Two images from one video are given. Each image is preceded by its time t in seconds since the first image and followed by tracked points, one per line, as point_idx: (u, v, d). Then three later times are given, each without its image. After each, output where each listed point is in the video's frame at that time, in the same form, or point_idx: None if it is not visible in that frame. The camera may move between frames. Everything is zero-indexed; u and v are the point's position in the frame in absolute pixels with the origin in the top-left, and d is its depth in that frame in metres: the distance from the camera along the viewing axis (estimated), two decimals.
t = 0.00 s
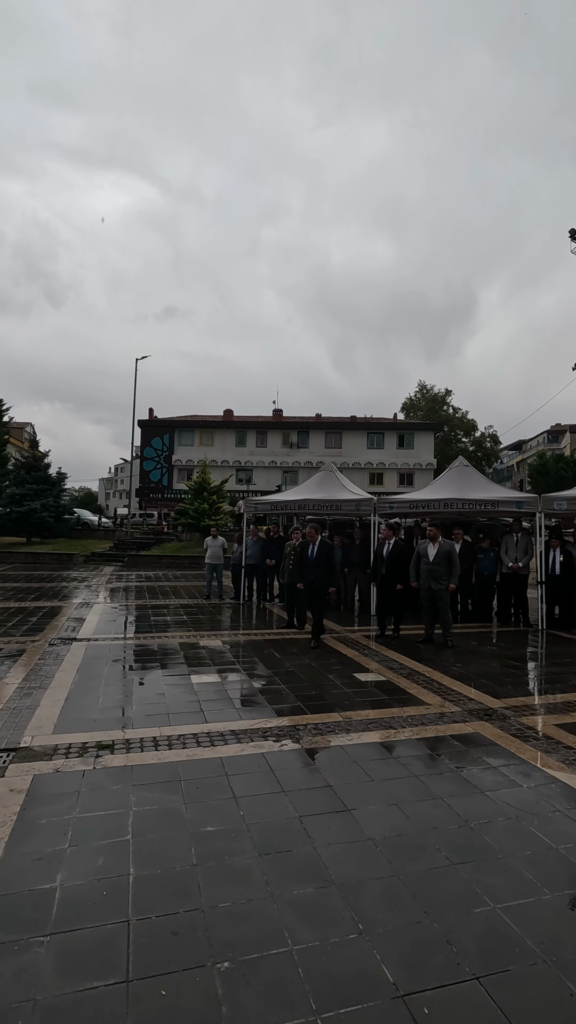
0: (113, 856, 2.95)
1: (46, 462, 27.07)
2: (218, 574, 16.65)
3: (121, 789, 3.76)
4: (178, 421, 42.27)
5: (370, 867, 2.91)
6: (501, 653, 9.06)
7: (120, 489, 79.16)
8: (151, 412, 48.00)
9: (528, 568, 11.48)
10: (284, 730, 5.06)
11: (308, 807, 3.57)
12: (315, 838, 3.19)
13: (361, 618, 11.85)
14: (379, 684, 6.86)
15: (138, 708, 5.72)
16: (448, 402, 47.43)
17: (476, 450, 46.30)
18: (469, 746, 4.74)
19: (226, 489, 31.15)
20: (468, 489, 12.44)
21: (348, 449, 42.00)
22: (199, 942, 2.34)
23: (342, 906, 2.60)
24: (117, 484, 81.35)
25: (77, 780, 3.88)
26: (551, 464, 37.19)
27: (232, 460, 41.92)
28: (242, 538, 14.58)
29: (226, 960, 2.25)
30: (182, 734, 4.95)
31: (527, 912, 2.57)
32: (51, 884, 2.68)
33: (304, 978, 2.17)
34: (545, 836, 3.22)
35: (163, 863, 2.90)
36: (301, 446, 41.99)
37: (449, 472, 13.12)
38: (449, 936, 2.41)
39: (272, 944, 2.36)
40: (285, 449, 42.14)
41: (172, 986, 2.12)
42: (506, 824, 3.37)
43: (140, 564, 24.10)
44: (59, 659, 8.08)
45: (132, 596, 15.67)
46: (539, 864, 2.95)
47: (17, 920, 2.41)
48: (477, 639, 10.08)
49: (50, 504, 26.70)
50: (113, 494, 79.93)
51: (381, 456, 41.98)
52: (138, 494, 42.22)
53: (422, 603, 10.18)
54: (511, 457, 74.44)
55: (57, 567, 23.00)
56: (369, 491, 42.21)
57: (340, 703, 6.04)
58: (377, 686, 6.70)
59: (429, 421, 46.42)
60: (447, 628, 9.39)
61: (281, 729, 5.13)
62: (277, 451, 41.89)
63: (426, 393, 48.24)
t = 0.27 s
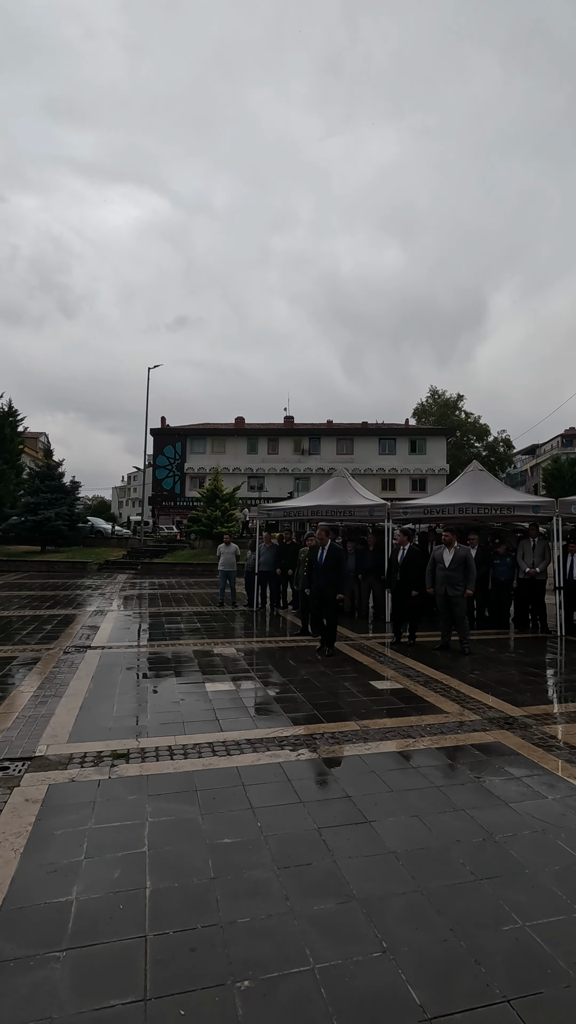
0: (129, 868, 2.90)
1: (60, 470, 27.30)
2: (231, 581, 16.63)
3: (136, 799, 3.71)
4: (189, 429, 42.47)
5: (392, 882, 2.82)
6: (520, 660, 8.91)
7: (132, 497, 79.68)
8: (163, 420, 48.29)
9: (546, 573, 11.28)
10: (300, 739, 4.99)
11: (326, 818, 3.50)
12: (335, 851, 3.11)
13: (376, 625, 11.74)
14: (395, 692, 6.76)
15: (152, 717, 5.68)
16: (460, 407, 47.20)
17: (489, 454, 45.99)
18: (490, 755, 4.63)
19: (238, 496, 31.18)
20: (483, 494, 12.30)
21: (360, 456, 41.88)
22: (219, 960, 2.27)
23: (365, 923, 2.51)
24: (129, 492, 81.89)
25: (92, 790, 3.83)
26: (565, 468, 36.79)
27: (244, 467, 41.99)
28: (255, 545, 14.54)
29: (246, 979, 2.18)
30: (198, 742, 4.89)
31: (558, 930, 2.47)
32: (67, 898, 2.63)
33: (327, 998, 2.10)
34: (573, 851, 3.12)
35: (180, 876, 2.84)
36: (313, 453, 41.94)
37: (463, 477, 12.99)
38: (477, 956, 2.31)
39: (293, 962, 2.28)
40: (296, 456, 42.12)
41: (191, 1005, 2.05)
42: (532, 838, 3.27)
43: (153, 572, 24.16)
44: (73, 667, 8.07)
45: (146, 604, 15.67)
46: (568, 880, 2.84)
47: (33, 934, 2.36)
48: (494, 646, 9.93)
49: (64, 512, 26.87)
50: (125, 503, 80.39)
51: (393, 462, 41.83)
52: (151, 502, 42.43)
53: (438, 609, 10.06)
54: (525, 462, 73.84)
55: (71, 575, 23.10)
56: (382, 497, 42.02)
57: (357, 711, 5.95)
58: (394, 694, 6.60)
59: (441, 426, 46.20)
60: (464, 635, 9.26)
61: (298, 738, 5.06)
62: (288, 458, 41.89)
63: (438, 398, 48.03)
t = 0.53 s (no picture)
0: (145, 875, 2.86)
1: (74, 477, 27.49)
2: (244, 586, 16.61)
3: (152, 805, 3.68)
4: (202, 434, 42.62)
5: (414, 892, 2.76)
6: (538, 664, 8.78)
7: (145, 503, 80.08)
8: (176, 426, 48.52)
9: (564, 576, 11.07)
10: (317, 745, 4.94)
11: (345, 825, 3.44)
12: (354, 860, 3.05)
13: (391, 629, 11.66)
14: (412, 697, 6.69)
15: (167, 722, 5.66)
16: (473, 409, 46.93)
17: (502, 456, 45.65)
18: (511, 761, 4.55)
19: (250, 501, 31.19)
20: (498, 496, 12.18)
21: (372, 459, 41.75)
22: (237, 970, 2.23)
23: (387, 934, 2.46)
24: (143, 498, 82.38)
25: (108, 795, 3.81)
26: None
27: (256, 472, 42.04)
28: (268, 549, 14.51)
29: (266, 991, 2.14)
30: (213, 748, 4.86)
31: None
32: (84, 905, 2.60)
33: (349, 1012, 2.04)
34: None
35: (197, 884, 2.80)
36: (325, 457, 41.88)
37: (478, 479, 12.88)
38: (503, 969, 2.25)
39: (314, 974, 2.23)
40: (308, 460, 42.08)
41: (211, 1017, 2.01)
42: (556, 846, 3.19)
43: (167, 577, 24.25)
44: (88, 672, 8.08)
45: (160, 609, 15.70)
46: None
47: (50, 942, 2.33)
48: (512, 649, 9.81)
49: (78, 518, 27.05)
50: (138, 509, 80.88)
51: (406, 465, 41.65)
52: (164, 507, 42.64)
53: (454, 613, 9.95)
54: (539, 463, 73.19)
55: (85, 581, 23.23)
56: (395, 500, 41.84)
57: (374, 716, 5.89)
58: (411, 698, 6.53)
59: (454, 428, 45.94)
60: (481, 638, 9.14)
61: (314, 743, 5.01)
62: (300, 462, 41.87)
63: (450, 400, 47.78)
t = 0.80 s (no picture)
0: (160, 876, 2.85)
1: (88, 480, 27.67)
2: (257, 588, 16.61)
3: (166, 806, 3.67)
4: (214, 437, 42.75)
5: (431, 896, 2.72)
6: (556, 665, 8.67)
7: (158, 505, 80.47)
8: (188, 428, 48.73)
9: None
10: (331, 746, 4.91)
11: (361, 827, 3.41)
12: (371, 862, 3.02)
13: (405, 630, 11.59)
14: (428, 698, 6.64)
15: (181, 723, 5.66)
16: (486, 409, 46.58)
17: (516, 456, 45.26)
18: (529, 763, 4.49)
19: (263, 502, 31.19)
20: (513, 495, 12.05)
21: (384, 460, 41.59)
22: (253, 974, 2.20)
23: (405, 939, 2.42)
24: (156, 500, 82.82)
25: (122, 795, 3.81)
26: None
27: (268, 474, 42.06)
28: (281, 550, 14.49)
29: (282, 994, 2.11)
30: (227, 748, 4.85)
31: None
32: (98, 906, 2.59)
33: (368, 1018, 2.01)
34: None
35: (212, 886, 2.78)
36: (337, 458, 41.77)
37: (492, 479, 12.76)
38: (525, 976, 2.20)
39: (331, 978, 2.20)
40: (320, 462, 42.01)
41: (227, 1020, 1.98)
42: None
43: (180, 578, 24.34)
44: (102, 673, 8.12)
45: (174, 611, 15.75)
46: None
47: (65, 943, 2.32)
48: (528, 650, 9.71)
49: (92, 521, 27.23)
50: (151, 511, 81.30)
51: (418, 466, 41.45)
52: (177, 510, 42.84)
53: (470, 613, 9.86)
54: (553, 463, 72.47)
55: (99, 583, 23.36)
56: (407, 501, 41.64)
57: (389, 717, 5.85)
58: (427, 700, 6.48)
59: (466, 428, 45.63)
60: (497, 640, 9.04)
61: (329, 744, 4.98)
62: (312, 463, 41.82)
63: (463, 400, 47.48)
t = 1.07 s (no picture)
0: (167, 875, 2.84)
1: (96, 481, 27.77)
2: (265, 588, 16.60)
3: (174, 806, 3.66)
4: (221, 438, 42.82)
5: (441, 896, 2.70)
6: (566, 665, 8.60)
7: (166, 506, 80.76)
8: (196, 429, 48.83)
9: None
10: (340, 746, 4.89)
11: (369, 827, 3.39)
12: (379, 863, 3.00)
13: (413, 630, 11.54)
14: (436, 698, 6.60)
15: (189, 723, 5.65)
16: (494, 408, 46.36)
17: (525, 455, 45.01)
18: (539, 764, 4.44)
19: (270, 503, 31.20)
20: (522, 494, 11.98)
21: (392, 460, 41.48)
22: (261, 973, 2.19)
23: (414, 940, 2.40)
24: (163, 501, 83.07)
25: (130, 794, 3.81)
26: None
27: (276, 474, 42.07)
28: (289, 550, 14.46)
29: (290, 994, 2.10)
30: (235, 748, 4.84)
31: None
32: (106, 904, 2.59)
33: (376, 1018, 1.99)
34: None
35: (220, 885, 2.77)
36: (344, 458, 41.70)
37: (500, 478, 12.69)
38: (535, 977, 2.18)
39: (340, 978, 2.18)
40: (328, 462, 41.96)
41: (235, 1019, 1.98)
42: None
43: (188, 579, 24.38)
44: (111, 673, 8.14)
45: (181, 611, 15.78)
46: None
47: (73, 941, 2.32)
48: (538, 650, 9.64)
49: (100, 522, 27.34)
50: (159, 512, 81.60)
51: (426, 466, 41.31)
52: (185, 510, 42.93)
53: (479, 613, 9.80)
54: (563, 462, 72.00)
55: (108, 583, 23.45)
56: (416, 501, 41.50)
57: (397, 717, 5.82)
58: (435, 700, 6.44)
59: (475, 428, 45.43)
60: (506, 640, 8.98)
61: (337, 744, 4.96)
62: (320, 464, 41.78)
63: (471, 399, 47.28)
